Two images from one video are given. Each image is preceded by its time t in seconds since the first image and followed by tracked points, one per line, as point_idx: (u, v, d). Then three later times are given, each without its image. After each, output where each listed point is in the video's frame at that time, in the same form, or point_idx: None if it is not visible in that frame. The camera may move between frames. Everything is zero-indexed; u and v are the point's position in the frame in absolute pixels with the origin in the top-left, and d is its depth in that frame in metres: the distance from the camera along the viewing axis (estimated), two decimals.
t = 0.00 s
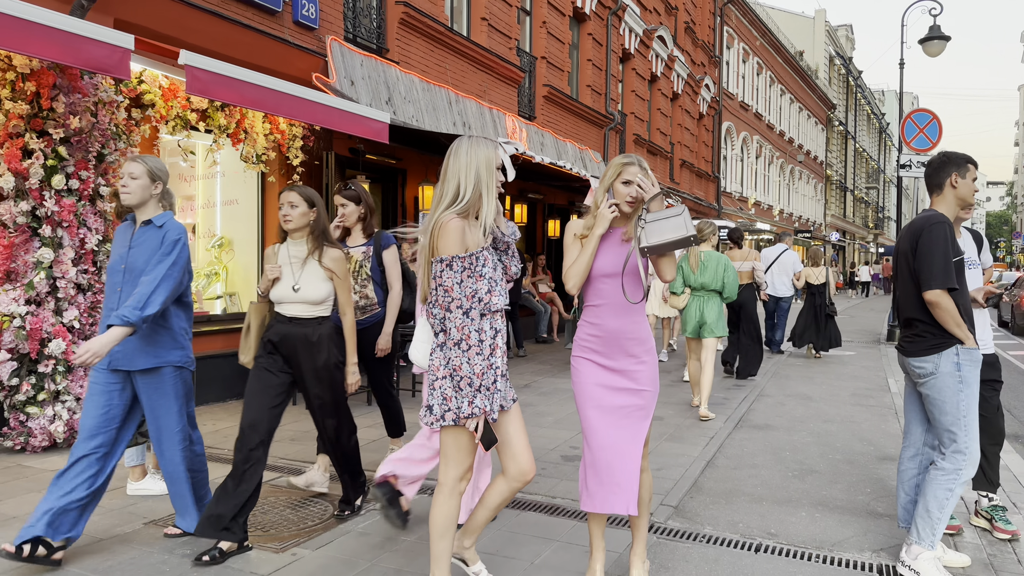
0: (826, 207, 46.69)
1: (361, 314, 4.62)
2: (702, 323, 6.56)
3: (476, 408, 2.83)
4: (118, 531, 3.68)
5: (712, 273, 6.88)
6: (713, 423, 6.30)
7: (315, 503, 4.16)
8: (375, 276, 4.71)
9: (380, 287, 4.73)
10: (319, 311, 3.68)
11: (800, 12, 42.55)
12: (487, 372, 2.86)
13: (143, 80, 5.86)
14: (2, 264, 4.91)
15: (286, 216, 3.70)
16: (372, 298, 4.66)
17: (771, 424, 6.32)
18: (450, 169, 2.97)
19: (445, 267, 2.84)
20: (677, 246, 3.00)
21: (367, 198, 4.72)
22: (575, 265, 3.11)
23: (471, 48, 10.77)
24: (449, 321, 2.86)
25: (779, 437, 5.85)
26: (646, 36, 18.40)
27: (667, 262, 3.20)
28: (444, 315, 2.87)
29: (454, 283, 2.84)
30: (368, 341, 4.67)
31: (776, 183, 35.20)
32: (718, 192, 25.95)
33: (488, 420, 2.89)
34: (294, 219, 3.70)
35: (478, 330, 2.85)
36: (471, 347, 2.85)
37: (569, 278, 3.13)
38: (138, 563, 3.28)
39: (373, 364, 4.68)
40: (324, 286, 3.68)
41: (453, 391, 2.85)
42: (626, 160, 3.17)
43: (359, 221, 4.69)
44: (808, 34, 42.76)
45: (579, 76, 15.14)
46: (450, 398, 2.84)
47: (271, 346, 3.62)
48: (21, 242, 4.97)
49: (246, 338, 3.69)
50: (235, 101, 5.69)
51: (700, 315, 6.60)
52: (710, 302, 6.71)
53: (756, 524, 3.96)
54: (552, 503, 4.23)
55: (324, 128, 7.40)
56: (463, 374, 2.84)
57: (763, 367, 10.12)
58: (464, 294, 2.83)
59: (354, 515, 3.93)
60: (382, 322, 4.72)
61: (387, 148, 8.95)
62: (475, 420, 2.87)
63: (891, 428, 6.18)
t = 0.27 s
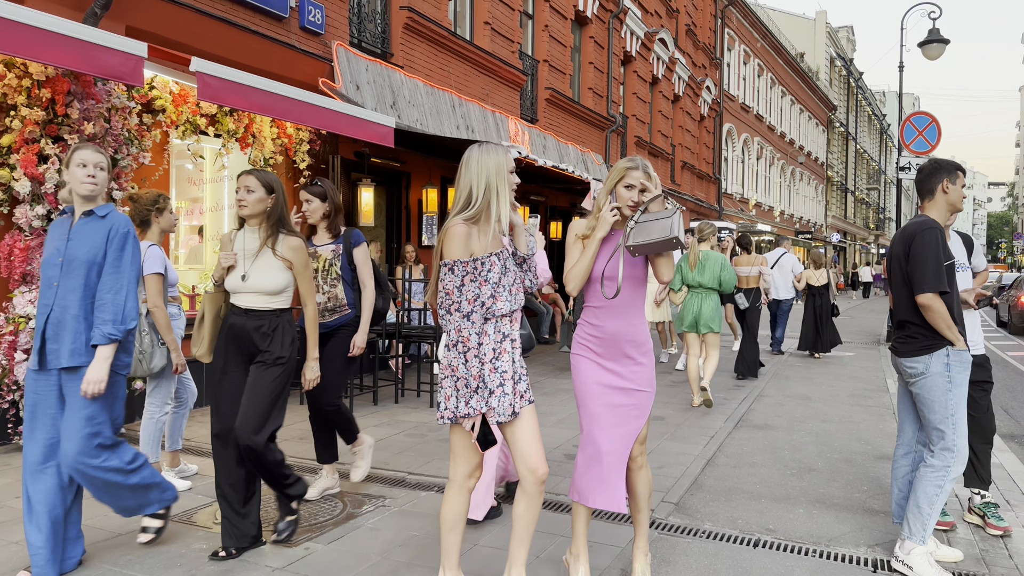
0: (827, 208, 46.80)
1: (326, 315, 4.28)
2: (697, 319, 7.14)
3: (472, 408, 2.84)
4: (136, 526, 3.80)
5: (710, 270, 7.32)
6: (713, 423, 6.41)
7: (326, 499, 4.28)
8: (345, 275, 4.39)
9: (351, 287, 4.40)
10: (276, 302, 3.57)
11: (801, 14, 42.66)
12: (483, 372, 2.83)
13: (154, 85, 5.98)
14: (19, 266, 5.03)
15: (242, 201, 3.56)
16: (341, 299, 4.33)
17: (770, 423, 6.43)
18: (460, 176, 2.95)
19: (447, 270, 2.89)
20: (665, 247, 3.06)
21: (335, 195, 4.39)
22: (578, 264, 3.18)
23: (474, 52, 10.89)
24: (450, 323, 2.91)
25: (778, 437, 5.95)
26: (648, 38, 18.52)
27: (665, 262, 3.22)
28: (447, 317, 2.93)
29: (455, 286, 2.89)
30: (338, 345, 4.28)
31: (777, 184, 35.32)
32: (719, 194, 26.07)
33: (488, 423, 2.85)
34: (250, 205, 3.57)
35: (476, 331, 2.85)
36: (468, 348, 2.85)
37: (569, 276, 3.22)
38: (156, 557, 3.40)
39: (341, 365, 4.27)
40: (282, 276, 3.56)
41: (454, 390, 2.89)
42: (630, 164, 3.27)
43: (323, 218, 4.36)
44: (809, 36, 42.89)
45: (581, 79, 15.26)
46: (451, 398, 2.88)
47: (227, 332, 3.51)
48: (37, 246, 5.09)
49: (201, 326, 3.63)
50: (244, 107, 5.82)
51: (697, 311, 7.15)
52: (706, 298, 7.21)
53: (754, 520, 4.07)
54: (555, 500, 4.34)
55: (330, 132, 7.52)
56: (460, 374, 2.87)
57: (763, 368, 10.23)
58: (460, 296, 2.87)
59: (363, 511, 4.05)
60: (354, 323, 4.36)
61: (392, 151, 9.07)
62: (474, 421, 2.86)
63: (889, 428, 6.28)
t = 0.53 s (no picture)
0: (829, 207, 46.84)
1: (298, 323, 4.00)
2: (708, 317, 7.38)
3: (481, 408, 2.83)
4: (156, 520, 3.90)
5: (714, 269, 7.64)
6: (717, 420, 6.50)
7: (340, 494, 4.38)
8: (319, 282, 4.08)
9: (326, 294, 4.09)
10: (241, 316, 3.39)
11: (803, 13, 42.69)
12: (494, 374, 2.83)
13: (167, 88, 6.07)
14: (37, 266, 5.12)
15: (208, 209, 3.39)
16: (315, 305, 4.02)
17: (774, 420, 6.52)
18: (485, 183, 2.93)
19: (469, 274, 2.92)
20: (687, 247, 3.22)
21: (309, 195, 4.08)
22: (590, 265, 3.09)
23: (479, 53, 10.99)
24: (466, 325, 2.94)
25: (781, 434, 6.05)
26: (651, 39, 18.61)
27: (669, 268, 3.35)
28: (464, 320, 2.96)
29: (471, 291, 2.91)
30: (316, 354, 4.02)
31: (780, 184, 35.39)
32: (722, 193, 26.16)
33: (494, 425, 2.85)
34: (217, 212, 3.39)
35: (491, 335, 2.86)
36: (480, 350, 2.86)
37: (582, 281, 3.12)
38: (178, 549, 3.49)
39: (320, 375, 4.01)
40: (247, 289, 3.37)
41: (467, 391, 2.89)
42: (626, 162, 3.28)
43: (295, 221, 4.04)
44: (811, 35, 42.96)
45: (585, 79, 15.35)
46: (463, 398, 2.89)
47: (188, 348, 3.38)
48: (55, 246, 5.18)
49: (167, 342, 3.57)
50: (256, 109, 5.92)
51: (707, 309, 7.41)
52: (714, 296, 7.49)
53: (759, 514, 4.16)
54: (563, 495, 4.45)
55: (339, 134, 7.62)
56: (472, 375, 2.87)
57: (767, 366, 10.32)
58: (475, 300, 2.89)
59: (377, 506, 4.16)
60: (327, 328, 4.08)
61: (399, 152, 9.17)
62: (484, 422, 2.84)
63: (891, 425, 6.37)
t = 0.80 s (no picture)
0: (831, 207, 46.91)
1: (270, 321, 3.88)
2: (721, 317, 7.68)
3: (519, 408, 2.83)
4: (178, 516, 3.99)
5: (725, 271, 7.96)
6: (723, 419, 6.59)
7: (356, 491, 4.48)
8: (293, 277, 3.92)
9: (298, 288, 3.92)
10: (201, 311, 3.15)
11: (805, 14, 42.74)
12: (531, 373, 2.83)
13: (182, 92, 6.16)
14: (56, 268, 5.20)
15: (181, 194, 3.19)
16: (288, 302, 3.88)
17: (778, 420, 6.61)
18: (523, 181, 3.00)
19: (506, 272, 2.91)
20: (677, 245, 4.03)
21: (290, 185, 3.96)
22: (614, 267, 3.04)
23: (484, 56, 11.07)
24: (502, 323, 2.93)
25: (786, 432, 6.13)
26: (654, 40, 18.69)
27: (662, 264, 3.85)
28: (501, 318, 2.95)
29: (509, 288, 2.90)
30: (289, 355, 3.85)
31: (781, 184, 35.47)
32: (724, 193, 26.24)
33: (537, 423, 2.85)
34: (192, 198, 3.21)
35: (528, 333, 2.85)
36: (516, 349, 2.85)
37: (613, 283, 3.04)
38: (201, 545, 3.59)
39: (292, 378, 3.83)
40: (208, 282, 3.15)
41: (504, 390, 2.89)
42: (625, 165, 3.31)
43: (266, 210, 3.91)
44: (812, 35, 43.03)
45: (589, 81, 15.43)
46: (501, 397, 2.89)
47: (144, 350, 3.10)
48: (73, 248, 5.26)
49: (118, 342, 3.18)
50: (270, 113, 6.02)
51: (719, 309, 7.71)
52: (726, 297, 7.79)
53: (767, 511, 4.25)
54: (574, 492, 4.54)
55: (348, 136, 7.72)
56: (508, 375, 2.87)
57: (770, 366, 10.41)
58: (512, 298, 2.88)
59: (393, 502, 4.25)
60: (303, 327, 3.90)
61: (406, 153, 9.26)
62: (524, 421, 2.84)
63: (894, 424, 6.46)
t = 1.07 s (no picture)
0: (832, 206, 47.00)
1: (243, 328, 3.71)
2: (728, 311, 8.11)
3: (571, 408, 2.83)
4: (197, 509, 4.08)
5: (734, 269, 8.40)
6: (726, 416, 6.70)
7: (369, 485, 4.59)
8: (263, 281, 3.73)
9: (270, 293, 3.75)
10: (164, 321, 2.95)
11: (806, 14, 42.83)
12: (576, 372, 2.83)
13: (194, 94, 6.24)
14: (73, 267, 5.28)
15: (136, 192, 2.98)
16: (260, 307, 3.72)
17: (781, 417, 6.70)
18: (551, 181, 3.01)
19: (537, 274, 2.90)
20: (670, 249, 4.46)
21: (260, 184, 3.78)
22: (636, 264, 3.13)
23: (489, 57, 11.18)
24: (536, 325, 2.92)
25: (789, 429, 6.24)
26: (656, 41, 18.77)
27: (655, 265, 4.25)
28: (533, 320, 2.94)
29: (540, 291, 2.90)
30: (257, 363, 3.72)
31: (782, 184, 35.58)
32: (726, 193, 26.34)
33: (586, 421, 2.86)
34: (148, 196, 3.01)
35: (565, 333, 2.85)
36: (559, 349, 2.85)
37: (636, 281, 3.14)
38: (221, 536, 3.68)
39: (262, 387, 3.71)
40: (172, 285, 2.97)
41: (551, 392, 2.89)
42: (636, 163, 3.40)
43: (230, 210, 3.73)
44: (813, 35, 43.12)
45: (591, 82, 15.53)
46: (550, 399, 2.89)
47: (100, 366, 2.87)
48: (89, 247, 5.36)
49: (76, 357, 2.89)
50: (281, 116, 6.12)
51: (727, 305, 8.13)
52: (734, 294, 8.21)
53: (771, 504, 4.35)
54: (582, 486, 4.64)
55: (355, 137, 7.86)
56: (554, 376, 2.87)
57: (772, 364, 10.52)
58: (545, 300, 2.87)
59: (405, 496, 4.37)
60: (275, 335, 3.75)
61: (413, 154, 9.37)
62: (578, 420, 2.85)
63: (895, 421, 6.55)
